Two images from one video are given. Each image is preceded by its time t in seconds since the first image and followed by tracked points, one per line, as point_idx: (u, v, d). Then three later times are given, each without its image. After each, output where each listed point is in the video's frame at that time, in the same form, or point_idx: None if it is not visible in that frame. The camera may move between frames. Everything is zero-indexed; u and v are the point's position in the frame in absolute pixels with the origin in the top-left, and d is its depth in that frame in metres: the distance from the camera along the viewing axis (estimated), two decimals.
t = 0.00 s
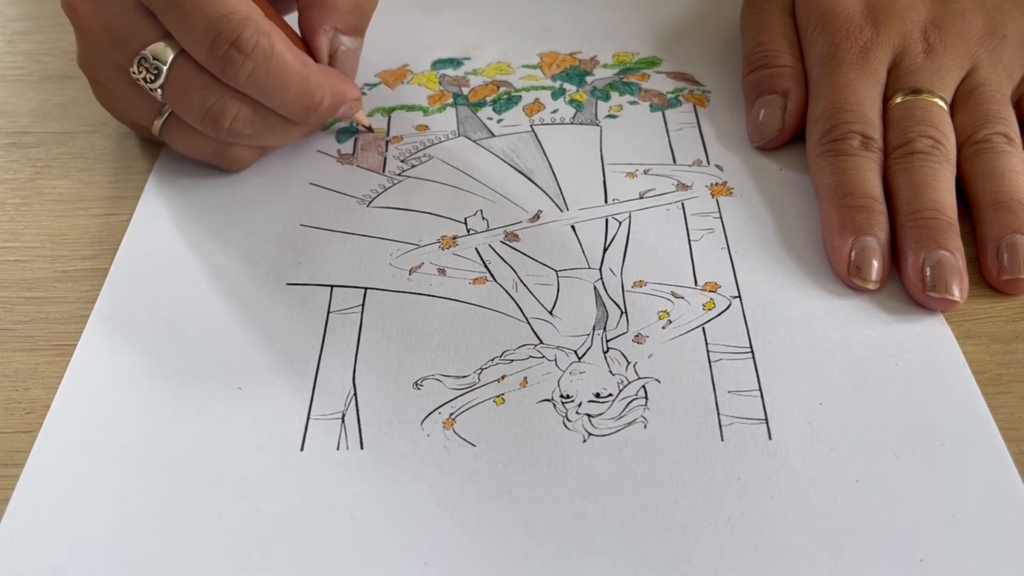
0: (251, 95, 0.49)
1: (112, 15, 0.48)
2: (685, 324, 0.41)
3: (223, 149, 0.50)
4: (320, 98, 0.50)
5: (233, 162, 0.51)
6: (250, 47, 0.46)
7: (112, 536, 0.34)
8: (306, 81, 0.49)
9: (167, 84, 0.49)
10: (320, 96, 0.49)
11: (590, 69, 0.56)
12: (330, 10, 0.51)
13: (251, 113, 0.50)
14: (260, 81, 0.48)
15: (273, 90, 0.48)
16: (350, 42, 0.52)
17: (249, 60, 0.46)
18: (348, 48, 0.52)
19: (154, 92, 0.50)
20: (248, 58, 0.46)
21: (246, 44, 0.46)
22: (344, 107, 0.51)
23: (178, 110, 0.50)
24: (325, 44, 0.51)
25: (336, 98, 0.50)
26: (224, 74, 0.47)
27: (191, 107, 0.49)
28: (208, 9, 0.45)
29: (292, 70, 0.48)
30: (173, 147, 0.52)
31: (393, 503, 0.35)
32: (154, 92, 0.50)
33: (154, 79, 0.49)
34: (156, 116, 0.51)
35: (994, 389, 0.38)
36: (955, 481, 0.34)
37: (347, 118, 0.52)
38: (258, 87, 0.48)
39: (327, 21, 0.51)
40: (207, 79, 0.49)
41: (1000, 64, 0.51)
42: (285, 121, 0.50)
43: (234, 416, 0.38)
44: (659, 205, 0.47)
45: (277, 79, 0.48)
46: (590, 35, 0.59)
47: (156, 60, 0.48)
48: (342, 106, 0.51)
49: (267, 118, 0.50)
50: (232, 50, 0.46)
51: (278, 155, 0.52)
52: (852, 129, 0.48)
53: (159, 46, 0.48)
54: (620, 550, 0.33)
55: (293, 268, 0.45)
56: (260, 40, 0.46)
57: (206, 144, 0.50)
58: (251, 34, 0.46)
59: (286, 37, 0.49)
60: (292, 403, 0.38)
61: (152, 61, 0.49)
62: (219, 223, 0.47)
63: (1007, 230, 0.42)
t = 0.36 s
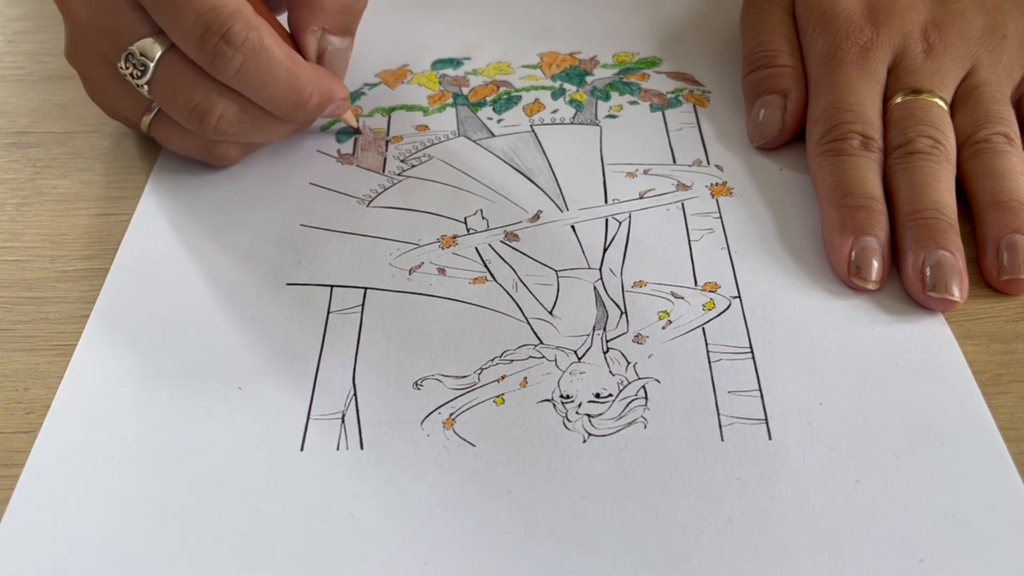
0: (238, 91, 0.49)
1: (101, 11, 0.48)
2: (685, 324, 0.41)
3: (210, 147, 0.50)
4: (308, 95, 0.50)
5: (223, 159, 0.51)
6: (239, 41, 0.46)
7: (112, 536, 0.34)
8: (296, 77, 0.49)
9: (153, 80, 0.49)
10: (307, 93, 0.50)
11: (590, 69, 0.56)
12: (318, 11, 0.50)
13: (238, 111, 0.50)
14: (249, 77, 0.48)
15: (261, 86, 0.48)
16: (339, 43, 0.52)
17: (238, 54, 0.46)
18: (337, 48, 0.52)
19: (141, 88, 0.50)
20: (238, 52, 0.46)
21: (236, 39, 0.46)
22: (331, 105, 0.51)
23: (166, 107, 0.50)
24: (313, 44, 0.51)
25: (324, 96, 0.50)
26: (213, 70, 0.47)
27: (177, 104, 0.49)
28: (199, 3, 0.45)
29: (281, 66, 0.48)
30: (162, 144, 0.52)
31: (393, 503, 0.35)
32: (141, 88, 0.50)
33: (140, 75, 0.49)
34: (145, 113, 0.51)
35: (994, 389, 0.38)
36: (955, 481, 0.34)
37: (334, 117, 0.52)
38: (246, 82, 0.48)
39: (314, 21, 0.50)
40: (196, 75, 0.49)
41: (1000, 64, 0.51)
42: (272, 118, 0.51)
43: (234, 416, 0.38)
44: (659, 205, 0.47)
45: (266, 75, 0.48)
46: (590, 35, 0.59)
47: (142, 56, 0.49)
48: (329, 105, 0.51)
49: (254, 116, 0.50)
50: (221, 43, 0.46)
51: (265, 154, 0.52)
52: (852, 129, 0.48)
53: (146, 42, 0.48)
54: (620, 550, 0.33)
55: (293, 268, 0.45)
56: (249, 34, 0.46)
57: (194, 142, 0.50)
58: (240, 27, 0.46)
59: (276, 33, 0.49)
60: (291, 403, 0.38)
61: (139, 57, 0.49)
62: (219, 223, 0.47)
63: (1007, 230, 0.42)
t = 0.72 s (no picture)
0: (247, 89, 0.49)
1: (109, 11, 0.48)
2: (685, 324, 0.41)
3: (218, 147, 0.50)
4: (317, 94, 0.50)
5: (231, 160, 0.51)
6: (249, 41, 0.46)
7: (112, 536, 0.34)
8: (305, 76, 0.49)
9: (163, 82, 0.49)
10: (317, 92, 0.50)
11: (590, 69, 0.56)
12: (325, 9, 0.50)
13: (247, 109, 0.50)
14: (259, 76, 0.48)
15: (270, 85, 0.48)
16: (345, 40, 0.51)
17: (248, 54, 0.46)
18: (344, 45, 0.52)
19: (151, 89, 0.50)
20: (248, 52, 0.46)
21: (247, 38, 0.46)
22: (338, 104, 0.51)
23: (174, 108, 0.50)
24: (320, 41, 0.51)
25: (333, 94, 0.50)
26: (223, 68, 0.47)
27: (185, 105, 0.49)
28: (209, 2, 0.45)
29: (291, 65, 0.48)
30: (171, 145, 0.52)
31: (393, 502, 0.35)
32: (150, 90, 0.50)
33: (149, 76, 0.49)
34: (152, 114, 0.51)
35: (994, 389, 0.38)
36: (955, 481, 0.34)
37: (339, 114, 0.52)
38: (256, 81, 0.48)
39: (322, 20, 0.50)
40: (205, 74, 0.49)
41: (1000, 64, 0.51)
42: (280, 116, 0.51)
43: (234, 416, 0.38)
44: (658, 205, 0.47)
45: (276, 74, 0.48)
46: (590, 35, 0.59)
47: (151, 58, 0.48)
48: (337, 103, 0.51)
49: (263, 114, 0.50)
50: (231, 44, 0.46)
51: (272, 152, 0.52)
52: (852, 129, 0.48)
53: (155, 44, 0.48)
54: (620, 550, 0.33)
55: (294, 268, 0.45)
56: (259, 33, 0.46)
57: (203, 142, 0.50)
58: (251, 27, 0.46)
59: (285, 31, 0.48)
60: (292, 403, 0.38)
61: (148, 58, 0.48)
62: (220, 223, 0.47)
63: (1007, 230, 0.42)
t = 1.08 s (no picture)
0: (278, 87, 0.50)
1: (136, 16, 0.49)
2: (685, 324, 0.41)
3: (245, 145, 0.50)
4: (346, 86, 0.51)
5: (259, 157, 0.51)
6: (280, 41, 0.47)
7: (112, 536, 0.34)
8: (333, 69, 0.50)
9: (192, 84, 0.50)
10: (345, 84, 0.51)
11: (590, 69, 0.56)
12: None
13: (277, 105, 0.50)
14: (289, 73, 0.49)
15: (301, 81, 0.49)
16: (363, 30, 0.52)
17: (280, 53, 0.48)
18: (361, 36, 0.52)
19: (179, 92, 0.50)
20: (279, 52, 0.47)
21: (277, 37, 0.47)
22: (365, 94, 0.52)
23: (202, 109, 0.50)
24: (340, 33, 0.51)
25: (360, 85, 0.52)
26: (254, 68, 0.48)
27: (215, 105, 0.50)
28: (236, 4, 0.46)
29: (320, 61, 0.49)
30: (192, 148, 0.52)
31: (393, 503, 0.35)
32: (178, 92, 0.50)
33: (179, 79, 0.49)
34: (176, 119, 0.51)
35: (994, 389, 0.38)
36: (956, 482, 0.34)
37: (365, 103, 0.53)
38: (286, 78, 0.49)
39: (340, 11, 0.50)
40: (233, 74, 0.49)
41: (1000, 64, 0.51)
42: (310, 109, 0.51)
43: (235, 416, 0.38)
44: (658, 205, 0.47)
45: (305, 70, 0.49)
46: (590, 36, 0.59)
47: (181, 59, 0.49)
48: (362, 92, 0.52)
49: (293, 109, 0.51)
50: (262, 45, 0.47)
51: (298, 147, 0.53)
52: (852, 129, 0.48)
53: (183, 46, 0.49)
54: (620, 550, 0.33)
55: (294, 269, 0.45)
56: (289, 33, 0.47)
57: (231, 141, 0.50)
58: (280, 27, 0.47)
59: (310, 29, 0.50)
60: (292, 403, 0.38)
61: (178, 61, 0.49)
62: (220, 223, 0.47)
63: (1007, 230, 0.42)
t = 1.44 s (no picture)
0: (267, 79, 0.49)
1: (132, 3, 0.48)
2: (685, 324, 0.41)
3: (234, 139, 0.50)
4: (337, 84, 0.50)
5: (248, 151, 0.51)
6: (270, 29, 0.46)
7: (112, 535, 0.34)
8: (325, 66, 0.49)
9: (181, 72, 0.49)
10: (337, 82, 0.49)
11: (590, 69, 0.56)
12: None
13: (266, 100, 0.50)
14: (279, 64, 0.48)
15: (291, 74, 0.48)
16: (363, 34, 0.52)
17: (269, 41, 0.47)
18: (361, 40, 0.52)
19: (169, 80, 0.50)
20: (269, 40, 0.47)
21: (268, 25, 0.46)
22: (357, 97, 0.51)
23: (191, 99, 0.50)
24: (339, 35, 0.51)
25: (353, 86, 0.50)
26: (243, 56, 0.48)
27: (205, 95, 0.49)
28: None
29: (310, 54, 0.48)
30: (184, 138, 0.52)
31: (393, 502, 0.35)
32: (168, 80, 0.50)
33: (168, 66, 0.49)
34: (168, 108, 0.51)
35: (994, 389, 0.38)
36: (956, 482, 0.34)
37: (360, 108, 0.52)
38: (276, 70, 0.48)
39: (341, 12, 0.50)
40: (224, 64, 0.49)
41: (1000, 64, 0.51)
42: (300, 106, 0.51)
43: (234, 416, 0.38)
44: (658, 205, 0.47)
45: (295, 62, 0.48)
46: (590, 35, 0.59)
47: (171, 47, 0.48)
48: (355, 96, 0.51)
49: (281, 105, 0.51)
50: (252, 32, 0.46)
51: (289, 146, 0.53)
52: (852, 129, 0.48)
53: (174, 34, 0.48)
54: (620, 550, 0.33)
55: (294, 268, 0.45)
56: (280, 22, 0.46)
57: (218, 134, 0.50)
58: (271, 15, 0.46)
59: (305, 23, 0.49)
60: (292, 403, 0.38)
61: (167, 48, 0.48)
62: (220, 223, 0.47)
63: (1007, 230, 0.42)
